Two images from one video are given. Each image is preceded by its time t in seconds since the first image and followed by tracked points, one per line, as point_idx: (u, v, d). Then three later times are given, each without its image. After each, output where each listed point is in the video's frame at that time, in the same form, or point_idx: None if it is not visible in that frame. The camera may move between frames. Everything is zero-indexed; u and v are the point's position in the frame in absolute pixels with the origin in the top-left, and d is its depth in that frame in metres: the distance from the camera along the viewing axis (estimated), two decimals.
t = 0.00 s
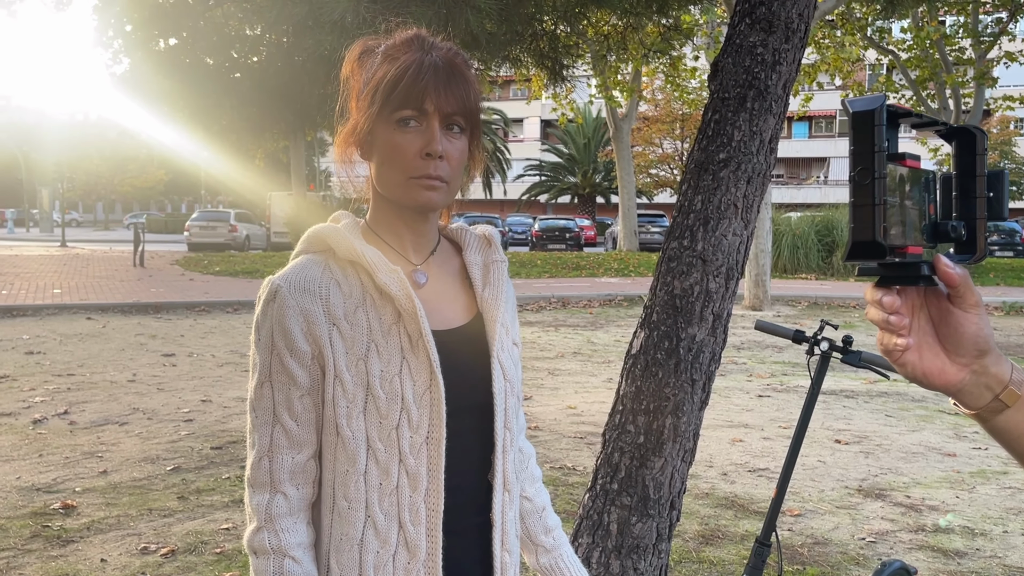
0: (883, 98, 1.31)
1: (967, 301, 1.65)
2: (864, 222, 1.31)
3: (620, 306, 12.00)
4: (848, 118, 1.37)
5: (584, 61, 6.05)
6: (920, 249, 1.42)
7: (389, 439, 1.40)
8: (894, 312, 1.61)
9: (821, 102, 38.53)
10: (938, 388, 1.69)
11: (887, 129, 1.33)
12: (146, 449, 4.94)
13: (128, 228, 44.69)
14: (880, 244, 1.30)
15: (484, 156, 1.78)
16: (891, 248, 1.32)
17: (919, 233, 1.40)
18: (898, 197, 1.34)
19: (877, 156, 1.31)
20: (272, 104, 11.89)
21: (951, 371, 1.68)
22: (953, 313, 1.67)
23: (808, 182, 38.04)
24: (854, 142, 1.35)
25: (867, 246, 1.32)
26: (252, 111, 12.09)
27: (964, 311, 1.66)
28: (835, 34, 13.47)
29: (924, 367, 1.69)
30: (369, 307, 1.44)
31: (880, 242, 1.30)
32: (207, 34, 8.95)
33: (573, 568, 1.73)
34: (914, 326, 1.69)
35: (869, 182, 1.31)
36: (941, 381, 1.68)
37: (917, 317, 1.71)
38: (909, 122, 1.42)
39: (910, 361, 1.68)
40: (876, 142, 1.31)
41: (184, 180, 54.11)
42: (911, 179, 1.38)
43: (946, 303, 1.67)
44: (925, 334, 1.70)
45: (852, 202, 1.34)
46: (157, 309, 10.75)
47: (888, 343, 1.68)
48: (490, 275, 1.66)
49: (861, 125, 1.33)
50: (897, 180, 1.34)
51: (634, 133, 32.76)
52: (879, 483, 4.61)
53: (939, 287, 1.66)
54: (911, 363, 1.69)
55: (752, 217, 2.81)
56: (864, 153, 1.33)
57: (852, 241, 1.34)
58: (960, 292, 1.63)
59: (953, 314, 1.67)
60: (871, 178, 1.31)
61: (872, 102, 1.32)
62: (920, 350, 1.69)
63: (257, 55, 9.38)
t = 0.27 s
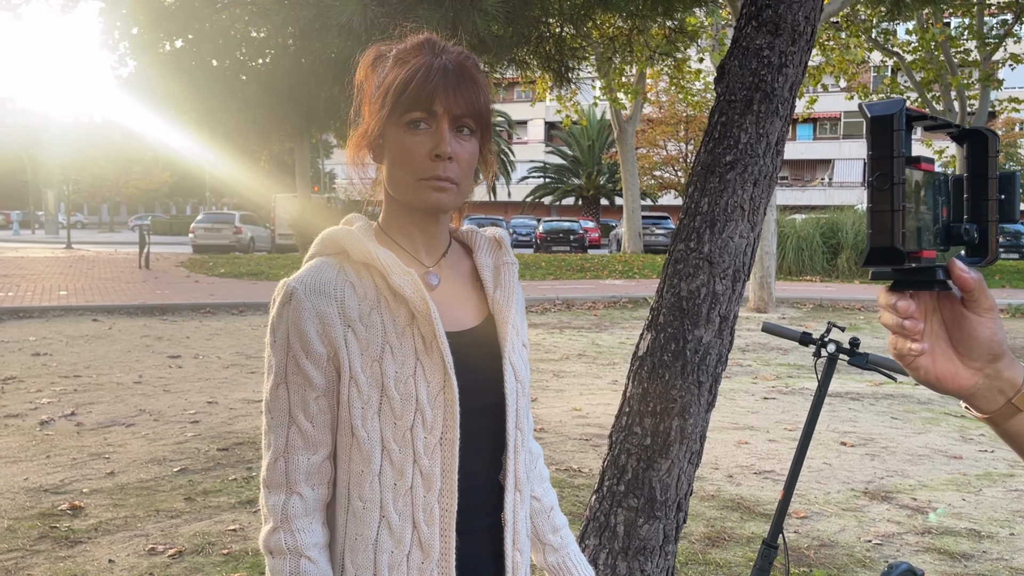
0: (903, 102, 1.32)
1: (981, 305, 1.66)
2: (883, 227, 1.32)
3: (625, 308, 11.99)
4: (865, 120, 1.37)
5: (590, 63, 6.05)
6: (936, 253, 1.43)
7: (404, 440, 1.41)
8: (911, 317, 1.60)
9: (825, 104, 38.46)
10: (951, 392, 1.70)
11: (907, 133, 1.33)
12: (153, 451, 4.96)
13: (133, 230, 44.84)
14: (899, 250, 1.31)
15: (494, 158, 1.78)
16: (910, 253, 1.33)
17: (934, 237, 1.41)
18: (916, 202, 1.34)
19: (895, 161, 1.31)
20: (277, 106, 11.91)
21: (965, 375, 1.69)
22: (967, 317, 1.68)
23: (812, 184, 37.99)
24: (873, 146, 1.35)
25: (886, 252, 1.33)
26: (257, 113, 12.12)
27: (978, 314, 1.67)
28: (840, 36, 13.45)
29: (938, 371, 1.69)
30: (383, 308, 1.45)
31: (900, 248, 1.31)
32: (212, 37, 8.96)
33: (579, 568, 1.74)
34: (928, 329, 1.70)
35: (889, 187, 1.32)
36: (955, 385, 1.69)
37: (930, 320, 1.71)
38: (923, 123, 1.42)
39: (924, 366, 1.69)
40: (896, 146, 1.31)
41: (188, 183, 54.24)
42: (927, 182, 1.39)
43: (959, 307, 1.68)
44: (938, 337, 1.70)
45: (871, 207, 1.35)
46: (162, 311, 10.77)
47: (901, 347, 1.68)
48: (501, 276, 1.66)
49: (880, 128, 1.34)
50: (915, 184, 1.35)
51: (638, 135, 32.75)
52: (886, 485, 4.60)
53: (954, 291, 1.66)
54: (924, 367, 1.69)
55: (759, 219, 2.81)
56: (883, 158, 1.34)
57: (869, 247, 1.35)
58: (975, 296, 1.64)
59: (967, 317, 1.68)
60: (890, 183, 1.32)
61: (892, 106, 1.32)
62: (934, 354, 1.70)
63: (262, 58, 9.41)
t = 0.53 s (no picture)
0: (912, 112, 1.32)
1: (988, 316, 1.69)
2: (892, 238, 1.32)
3: (629, 310, 11.99)
4: (873, 130, 1.37)
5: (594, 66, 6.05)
6: (942, 263, 1.43)
7: (414, 443, 1.41)
8: (919, 332, 1.61)
9: (830, 106, 38.41)
10: (958, 404, 1.73)
11: (915, 143, 1.34)
12: (159, 452, 4.97)
13: (138, 232, 44.93)
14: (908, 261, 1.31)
15: (502, 163, 1.78)
16: (918, 264, 1.34)
17: (941, 247, 1.41)
18: (923, 212, 1.35)
19: (903, 171, 1.32)
20: (282, 108, 11.93)
21: (973, 386, 1.73)
22: (974, 327, 1.71)
23: (816, 185, 37.94)
24: (881, 155, 1.35)
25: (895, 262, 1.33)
26: (262, 116, 12.14)
27: (984, 325, 1.70)
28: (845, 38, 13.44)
29: (945, 383, 1.73)
30: (392, 312, 1.46)
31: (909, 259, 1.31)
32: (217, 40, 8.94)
33: (587, 570, 1.75)
34: (935, 340, 1.73)
35: (898, 198, 1.32)
36: (962, 397, 1.73)
37: (937, 331, 1.74)
38: (929, 133, 1.43)
39: (932, 377, 1.72)
40: (905, 156, 1.31)
41: (193, 185, 54.36)
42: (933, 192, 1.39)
43: (966, 318, 1.71)
44: (945, 348, 1.74)
45: (878, 217, 1.35)
46: (168, 313, 10.79)
47: (909, 358, 1.70)
48: (509, 280, 1.67)
49: (888, 138, 1.34)
50: (922, 194, 1.35)
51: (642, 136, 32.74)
52: (891, 488, 4.60)
53: (960, 302, 1.69)
54: (931, 379, 1.73)
55: (765, 222, 2.81)
56: (892, 168, 1.33)
57: (878, 257, 1.35)
58: (983, 308, 1.67)
59: (974, 328, 1.70)
60: (899, 195, 1.32)
61: (900, 116, 1.32)
62: (942, 365, 1.73)
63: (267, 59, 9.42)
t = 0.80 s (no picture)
0: (909, 115, 1.31)
1: (990, 321, 1.68)
2: (891, 242, 1.32)
3: (633, 312, 11.98)
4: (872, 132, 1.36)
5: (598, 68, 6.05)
6: (943, 266, 1.42)
7: (415, 447, 1.41)
8: (920, 338, 1.60)
9: (834, 108, 38.35)
10: (960, 408, 1.74)
11: (913, 145, 1.33)
12: (163, 454, 4.97)
13: (142, 233, 45.03)
14: (907, 264, 1.31)
15: (504, 164, 1.78)
16: (918, 267, 1.33)
17: (941, 250, 1.40)
18: (923, 215, 1.34)
19: (901, 174, 1.31)
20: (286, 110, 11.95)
21: (974, 391, 1.73)
22: (975, 332, 1.70)
23: (821, 187, 37.89)
24: (880, 158, 1.35)
25: (894, 266, 1.32)
26: (266, 117, 12.15)
27: (986, 329, 1.70)
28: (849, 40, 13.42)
29: (946, 388, 1.73)
30: (394, 315, 1.46)
31: (908, 262, 1.31)
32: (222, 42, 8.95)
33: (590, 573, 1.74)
34: (935, 345, 1.73)
35: (896, 202, 1.31)
36: (964, 402, 1.73)
37: (938, 335, 1.74)
38: (929, 135, 1.42)
39: (932, 383, 1.72)
40: (903, 160, 1.31)
41: (198, 186, 54.49)
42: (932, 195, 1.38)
43: (967, 322, 1.71)
44: (946, 353, 1.74)
45: (878, 220, 1.34)
46: (172, 315, 10.81)
47: (909, 363, 1.69)
48: (511, 282, 1.67)
49: (886, 141, 1.33)
50: (921, 196, 1.35)
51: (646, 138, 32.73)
52: (896, 491, 4.58)
53: (962, 306, 1.69)
54: (933, 384, 1.73)
55: (769, 223, 2.80)
56: (891, 171, 1.33)
57: (877, 260, 1.34)
58: (984, 313, 1.66)
59: (975, 333, 1.70)
60: (898, 198, 1.31)
61: (898, 119, 1.31)
62: (942, 370, 1.73)
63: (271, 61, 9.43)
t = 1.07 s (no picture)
0: (915, 117, 1.31)
1: (995, 322, 1.68)
2: (897, 244, 1.31)
3: (637, 314, 11.96)
4: (877, 134, 1.36)
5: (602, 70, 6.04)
6: (948, 268, 1.41)
7: (421, 451, 1.41)
8: (925, 337, 1.60)
9: (839, 109, 38.29)
10: (966, 411, 1.73)
11: (920, 147, 1.33)
12: (168, 456, 4.98)
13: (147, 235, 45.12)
14: (914, 266, 1.30)
15: (508, 166, 1.78)
16: (925, 270, 1.32)
17: (947, 252, 1.40)
18: (928, 218, 1.33)
19: (907, 177, 1.30)
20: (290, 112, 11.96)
21: (979, 394, 1.72)
22: (980, 334, 1.70)
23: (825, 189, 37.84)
24: (886, 161, 1.34)
25: (900, 269, 1.32)
26: (271, 119, 12.17)
27: (991, 332, 1.70)
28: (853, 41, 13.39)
29: (951, 390, 1.72)
30: (399, 318, 1.46)
31: (915, 265, 1.30)
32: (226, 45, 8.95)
33: None
34: (940, 347, 1.73)
35: (902, 205, 1.31)
36: (969, 404, 1.72)
37: (943, 337, 1.75)
38: (935, 137, 1.41)
39: (937, 385, 1.72)
40: (909, 163, 1.30)
41: (203, 188, 54.62)
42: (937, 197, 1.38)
43: (972, 324, 1.71)
44: (951, 355, 1.74)
45: (883, 224, 1.34)
46: (176, 316, 10.83)
47: (914, 365, 1.69)
48: (516, 285, 1.67)
49: (892, 143, 1.33)
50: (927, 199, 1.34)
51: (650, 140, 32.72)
52: (901, 494, 4.56)
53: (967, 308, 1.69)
54: (938, 386, 1.72)
55: (774, 226, 2.80)
56: (896, 174, 1.32)
57: (883, 263, 1.34)
58: (989, 314, 1.67)
59: (980, 335, 1.70)
60: (904, 201, 1.31)
61: (904, 121, 1.31)
62: (947, 373, 1.73)
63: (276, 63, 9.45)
